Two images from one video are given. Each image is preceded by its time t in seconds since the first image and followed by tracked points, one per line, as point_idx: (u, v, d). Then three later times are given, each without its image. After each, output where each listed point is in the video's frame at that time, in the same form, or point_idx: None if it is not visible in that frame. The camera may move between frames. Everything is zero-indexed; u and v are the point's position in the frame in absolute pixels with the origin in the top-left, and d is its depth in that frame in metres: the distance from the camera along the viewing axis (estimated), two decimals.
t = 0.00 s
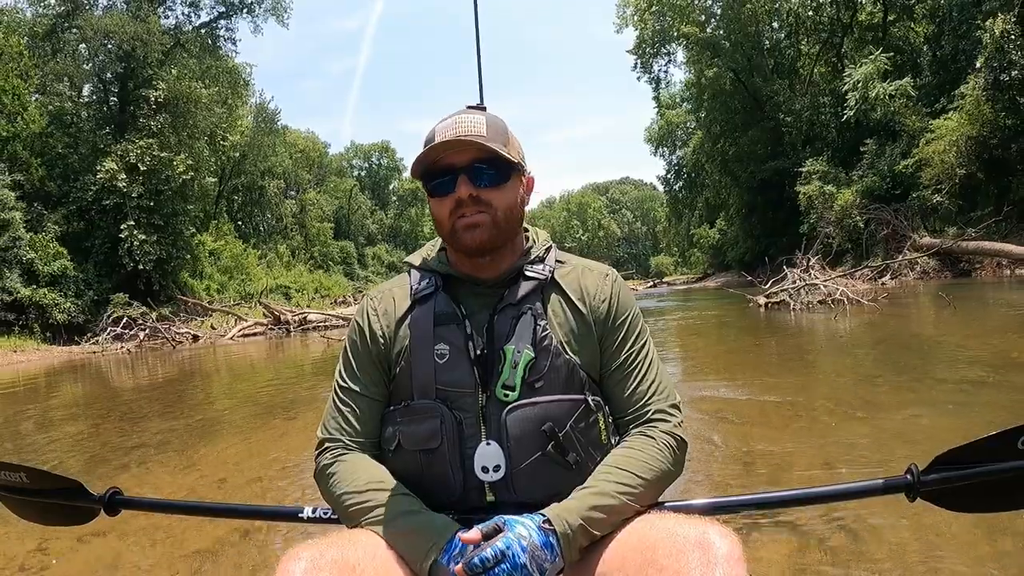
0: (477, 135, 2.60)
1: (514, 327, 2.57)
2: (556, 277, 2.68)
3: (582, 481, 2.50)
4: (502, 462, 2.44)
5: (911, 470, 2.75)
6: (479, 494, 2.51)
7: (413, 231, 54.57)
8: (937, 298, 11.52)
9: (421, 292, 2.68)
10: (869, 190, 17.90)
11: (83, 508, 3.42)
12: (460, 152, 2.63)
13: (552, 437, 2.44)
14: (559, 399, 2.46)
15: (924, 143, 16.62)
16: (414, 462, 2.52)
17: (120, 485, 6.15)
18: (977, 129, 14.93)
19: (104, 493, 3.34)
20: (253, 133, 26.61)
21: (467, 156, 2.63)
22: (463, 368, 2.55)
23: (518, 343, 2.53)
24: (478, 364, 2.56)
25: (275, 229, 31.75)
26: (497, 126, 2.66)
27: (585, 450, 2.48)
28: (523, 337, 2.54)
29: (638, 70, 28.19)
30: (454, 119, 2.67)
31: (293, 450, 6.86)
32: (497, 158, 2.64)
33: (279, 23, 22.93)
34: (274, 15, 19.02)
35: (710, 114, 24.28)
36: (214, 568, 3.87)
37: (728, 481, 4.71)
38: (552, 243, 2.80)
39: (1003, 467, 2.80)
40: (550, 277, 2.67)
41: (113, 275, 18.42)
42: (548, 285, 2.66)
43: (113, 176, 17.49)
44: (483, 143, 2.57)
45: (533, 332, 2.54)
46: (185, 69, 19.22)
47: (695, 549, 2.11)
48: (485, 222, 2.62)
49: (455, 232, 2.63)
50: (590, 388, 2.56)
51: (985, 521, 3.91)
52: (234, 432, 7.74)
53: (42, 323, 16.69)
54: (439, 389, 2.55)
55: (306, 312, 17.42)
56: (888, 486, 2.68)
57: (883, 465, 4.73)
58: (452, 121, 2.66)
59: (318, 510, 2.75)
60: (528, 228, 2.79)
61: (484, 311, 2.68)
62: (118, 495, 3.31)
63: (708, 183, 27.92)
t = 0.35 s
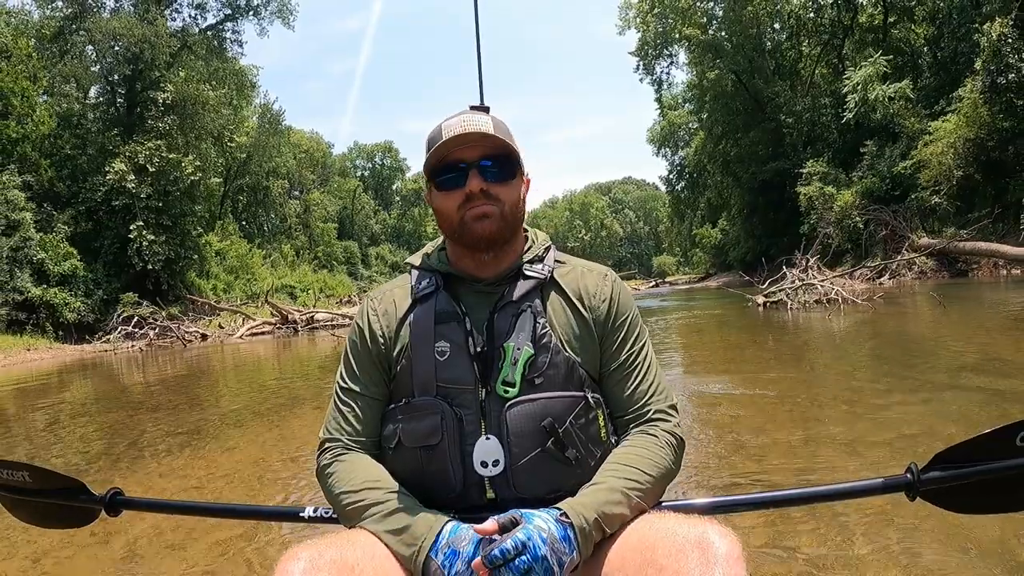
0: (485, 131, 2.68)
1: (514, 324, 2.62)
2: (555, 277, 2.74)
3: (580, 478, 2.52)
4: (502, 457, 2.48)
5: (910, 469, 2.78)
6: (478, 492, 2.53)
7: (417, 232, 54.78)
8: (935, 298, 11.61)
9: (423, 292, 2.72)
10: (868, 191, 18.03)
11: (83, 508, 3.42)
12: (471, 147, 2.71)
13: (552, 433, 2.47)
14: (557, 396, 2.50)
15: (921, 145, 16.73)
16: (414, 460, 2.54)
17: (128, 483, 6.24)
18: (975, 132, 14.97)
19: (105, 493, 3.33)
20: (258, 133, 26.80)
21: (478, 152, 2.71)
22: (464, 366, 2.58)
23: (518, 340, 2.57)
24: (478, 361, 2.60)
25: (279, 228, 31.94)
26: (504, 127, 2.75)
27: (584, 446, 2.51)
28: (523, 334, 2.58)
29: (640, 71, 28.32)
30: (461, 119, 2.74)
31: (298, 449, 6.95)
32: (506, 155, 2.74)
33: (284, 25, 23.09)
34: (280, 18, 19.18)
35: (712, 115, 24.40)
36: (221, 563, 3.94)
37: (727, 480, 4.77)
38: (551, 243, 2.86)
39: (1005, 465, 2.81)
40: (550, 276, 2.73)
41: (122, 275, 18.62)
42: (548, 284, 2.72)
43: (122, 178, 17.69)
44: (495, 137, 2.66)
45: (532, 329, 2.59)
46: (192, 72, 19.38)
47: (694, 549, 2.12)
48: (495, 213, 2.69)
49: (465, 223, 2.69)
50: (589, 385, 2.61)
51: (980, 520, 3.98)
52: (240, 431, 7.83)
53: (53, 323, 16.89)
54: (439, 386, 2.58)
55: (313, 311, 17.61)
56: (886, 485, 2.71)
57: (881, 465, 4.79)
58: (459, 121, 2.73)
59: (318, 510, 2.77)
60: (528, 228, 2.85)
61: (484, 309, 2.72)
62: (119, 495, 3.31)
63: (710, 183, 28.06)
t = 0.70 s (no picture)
0: (491, 136, 2.62)
1: (512, 321, 2.56)
2: (554, 276, 2.75)
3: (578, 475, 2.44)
4: (500, 456, 2.37)
5: (914, 458, 2.56)
6: (475, 490, 2.44)
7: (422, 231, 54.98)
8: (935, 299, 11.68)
9: (420, 289, 2.70)
10: (869, 192, 18.11)
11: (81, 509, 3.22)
12: (475, 152, 2.64)
13: (549, 430, 2.39)
14: (555, 392, 2.42)
15: (921, 147, 16.82)
16: (410, 457, 2.45)
17: (133, 481, 6.29)
18: (973, 134, 15.02)
19: (105, 496, 3.12)
20: (264, 133, 26.98)
21: (483, 156, 2.64)
22: (460, 363, 2.51)
23: (516, 336, 2.49)
24: (476, 359, 2.53)
25: (284, 227, 32.10)
26: (506, 128, 2.69)
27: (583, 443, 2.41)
28: (520, 331, 2.51)
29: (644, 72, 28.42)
30: (463, 118, 2.67)
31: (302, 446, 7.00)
32: (511, 161, 2.68)
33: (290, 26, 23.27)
34: (288, 19, 19.38)
35: (715, 115, 24.48)
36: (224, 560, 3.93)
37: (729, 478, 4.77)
38: (550, 244, 2.87)
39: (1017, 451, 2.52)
40: (548, 274, 2.73)
41: (132, 274, 18.84)
42: (546, 283, 2.73)
43: (131, 177, 17.88)
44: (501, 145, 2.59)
45: (529, 326, 2.52)
46: (200, 73, 19.56)
47: (692, 548, 2.03)
48: (498, 223, 2.64)
49: (469, 232, 2.63)
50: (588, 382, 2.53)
51: (980, 513, 3.99)
52: (244, 429, 7.88)
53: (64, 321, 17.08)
54: (435, 383, 2.50)
55: (321, 310, 17.80)
56: (891, 475, 2.50)
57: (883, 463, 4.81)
58: (462, 121, 2.65)
59: (317, 508, 2.57)
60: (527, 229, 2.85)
61: (481, 308, 2.72)
62: (121, 497, 3.10)
63: (712, 184, 28.15)
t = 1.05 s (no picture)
0: (501, 138, 2.68)
1: (514, 320, 2.63)
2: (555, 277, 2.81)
3: (578, 472, 2.50)
4: (502, 451, 2.41)
5: (915, 460, 2.53)
6: (476, 486, 2.47)
7: (427, 233, 55.13)
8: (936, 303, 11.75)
9: (423, 289, 2.73)
10: (871, 196, 18.17)
11: (85, 510, 3.15)
12: (487, 153, 2.70)
13: (551, 426, 2.45)
14: (556, 389, 2.48)
15: (921, 151, 16.90)
16: (412, 454, 2.48)
17: (144, 476, 6.40)
18: (973, 139, 15.09)
19: (107, 495, 3.04)
20: (272, 135, 27.19)
21: (493, 158, 2.71)
22: (464, 360, 2.56)
23: (518, 335, 2.57)
24: (479, 356, 2.57)
25: (290, 228, 32.28)
26: (513, 132, 2.77)
27: (583, 440, 2.48)
28: (522, 330, 2.59)
29: (649, 75, 28.52)
30: (472, 120, 2.74)
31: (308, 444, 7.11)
32: (520, 163, 2.76)
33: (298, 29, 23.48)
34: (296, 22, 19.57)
35: (719, 119, 24.56)
36: (234, 551, 4.03)
37: (728, 477, 4.85)
38: (550, 245, 2.93)
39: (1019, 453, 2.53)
40: (548, 275, 2.78)
41: (142, 273, 19.06)
42: (547, 283, 2.78)
43: (142, 178, 18.12)
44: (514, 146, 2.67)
45: (531, 326, 2.60)
46: (211, 75, 19.76)
47: (686, 549, 2.05)
48: (508, 223, 2.71)
49: (480, 232, 2.69)
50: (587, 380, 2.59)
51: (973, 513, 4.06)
52: (251, 427, 8.01)
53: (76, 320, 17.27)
54: (439, 380, 2.55)
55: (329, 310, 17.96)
56: (892, 476, 2.46)
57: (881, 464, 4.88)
58: (471, 123, 2.72)
59: (316, 508, 2.55)
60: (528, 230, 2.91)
61: (482, 307, 2.75)
62: (122, 496, 3.02)
63: (717, 186, 28.23)
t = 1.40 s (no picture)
0: (458, 144, 2.55)
1: (514, 317, 2.55)
2: (555, 276, 2.70)
3: (579, 472, 2.42)
4: (502, 450, 2.33)
5: (917, 456, 2.49)
6: (476, 485, 2.40)
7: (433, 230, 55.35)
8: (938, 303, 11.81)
9: (425, 289, 2.68)
10: (873, 197, 18.29)
11: (87, 509, 3.07)
12: (446, 162, 2.58)
13: (551, 424, 2.37)
14: (556, 387, 2.41)
15: (923, 152, 16.92)
16: (411, 451, 2.41)
17: (152, 472, 6.47)
18: (973, 142, 15.19)
19: (108, 495, 2.94)
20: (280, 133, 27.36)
21: (454, 164, 2.58)
22: (464, 359, 2.50)
23: (518, 333, 2.50)
24: (478, 354, 2.51)
25: (296, 224, 32.50)
26: (473, 131, 2.62)
27: (582, 439, 2.41)
28: (523, 328, 2.51)
29: (654, 74, 28.60)
30: (430, 128, 2.61)
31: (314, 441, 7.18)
32: (483, 162, 2.61)
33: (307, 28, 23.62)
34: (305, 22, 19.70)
35: (724, 119, 24.61)
36: (246, 547, 4.11)
37: (731, 477, 4.86)
38: (547, 242, 2.80)
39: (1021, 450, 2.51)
40: (548, 273, 2.68)
41: (153, 270, 19.30)
42: (547, 281, 2.67)
43: (154, 176, 18.31)
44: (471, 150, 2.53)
45: (531, 324, 2.52)
46: (221, 74, 19.88)
47: (681, 548, 2.01)
48: (481, 227, 2.60)
49: (455, 240, 2.60)
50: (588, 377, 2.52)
51: (974, 515, 4.07)
52: (258, 424, 8.08)
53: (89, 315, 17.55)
54: (439, 377, 2.49)
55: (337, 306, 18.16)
56: (895, 473, 2.41)
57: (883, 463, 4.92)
58: (428, 132, 2.60)
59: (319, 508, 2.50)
60: (520, 227, 2.80)
61: (483, 303, 2.67)
62: (123, 496, 2.92)
63: (721, 186, 28.33)
